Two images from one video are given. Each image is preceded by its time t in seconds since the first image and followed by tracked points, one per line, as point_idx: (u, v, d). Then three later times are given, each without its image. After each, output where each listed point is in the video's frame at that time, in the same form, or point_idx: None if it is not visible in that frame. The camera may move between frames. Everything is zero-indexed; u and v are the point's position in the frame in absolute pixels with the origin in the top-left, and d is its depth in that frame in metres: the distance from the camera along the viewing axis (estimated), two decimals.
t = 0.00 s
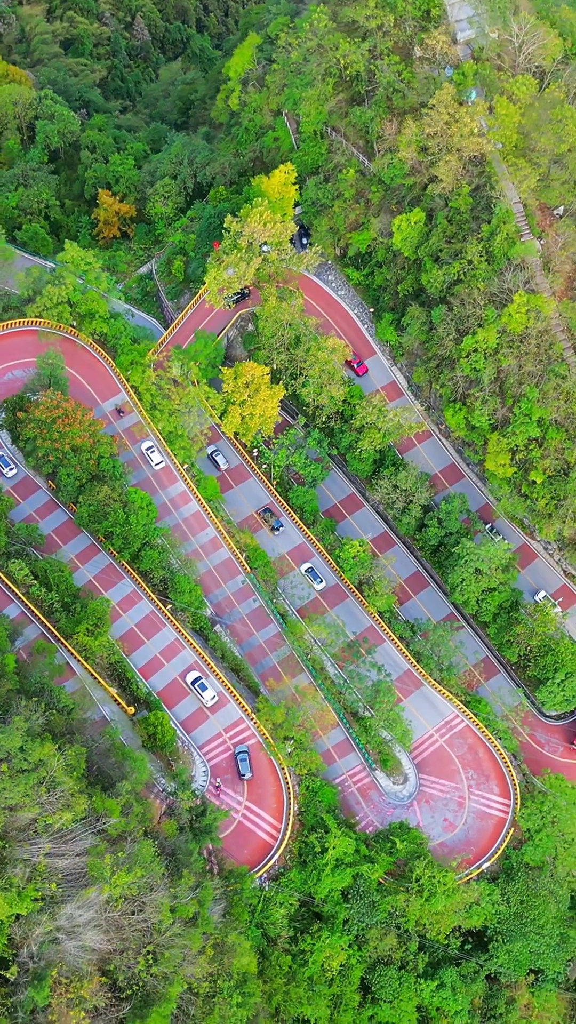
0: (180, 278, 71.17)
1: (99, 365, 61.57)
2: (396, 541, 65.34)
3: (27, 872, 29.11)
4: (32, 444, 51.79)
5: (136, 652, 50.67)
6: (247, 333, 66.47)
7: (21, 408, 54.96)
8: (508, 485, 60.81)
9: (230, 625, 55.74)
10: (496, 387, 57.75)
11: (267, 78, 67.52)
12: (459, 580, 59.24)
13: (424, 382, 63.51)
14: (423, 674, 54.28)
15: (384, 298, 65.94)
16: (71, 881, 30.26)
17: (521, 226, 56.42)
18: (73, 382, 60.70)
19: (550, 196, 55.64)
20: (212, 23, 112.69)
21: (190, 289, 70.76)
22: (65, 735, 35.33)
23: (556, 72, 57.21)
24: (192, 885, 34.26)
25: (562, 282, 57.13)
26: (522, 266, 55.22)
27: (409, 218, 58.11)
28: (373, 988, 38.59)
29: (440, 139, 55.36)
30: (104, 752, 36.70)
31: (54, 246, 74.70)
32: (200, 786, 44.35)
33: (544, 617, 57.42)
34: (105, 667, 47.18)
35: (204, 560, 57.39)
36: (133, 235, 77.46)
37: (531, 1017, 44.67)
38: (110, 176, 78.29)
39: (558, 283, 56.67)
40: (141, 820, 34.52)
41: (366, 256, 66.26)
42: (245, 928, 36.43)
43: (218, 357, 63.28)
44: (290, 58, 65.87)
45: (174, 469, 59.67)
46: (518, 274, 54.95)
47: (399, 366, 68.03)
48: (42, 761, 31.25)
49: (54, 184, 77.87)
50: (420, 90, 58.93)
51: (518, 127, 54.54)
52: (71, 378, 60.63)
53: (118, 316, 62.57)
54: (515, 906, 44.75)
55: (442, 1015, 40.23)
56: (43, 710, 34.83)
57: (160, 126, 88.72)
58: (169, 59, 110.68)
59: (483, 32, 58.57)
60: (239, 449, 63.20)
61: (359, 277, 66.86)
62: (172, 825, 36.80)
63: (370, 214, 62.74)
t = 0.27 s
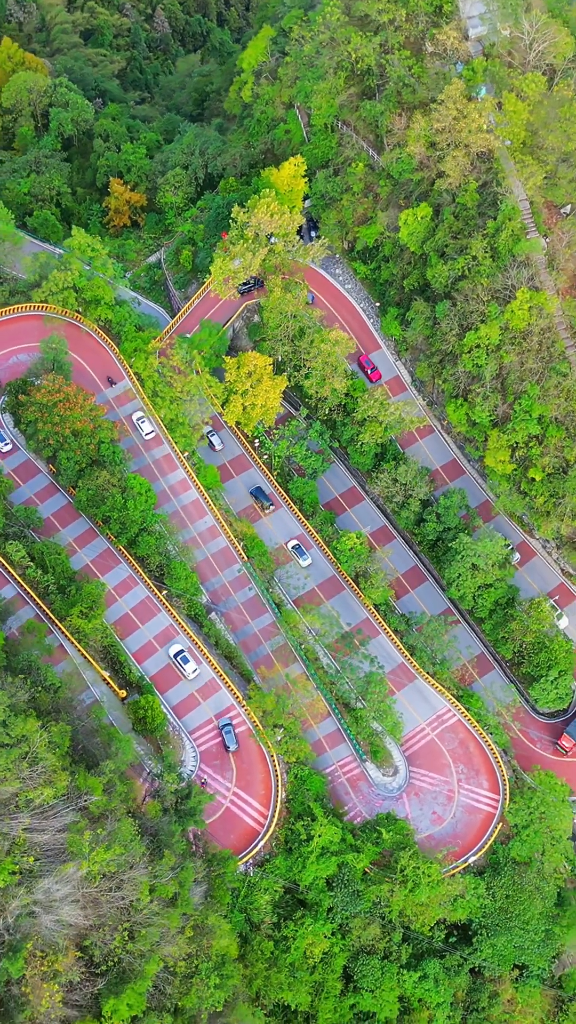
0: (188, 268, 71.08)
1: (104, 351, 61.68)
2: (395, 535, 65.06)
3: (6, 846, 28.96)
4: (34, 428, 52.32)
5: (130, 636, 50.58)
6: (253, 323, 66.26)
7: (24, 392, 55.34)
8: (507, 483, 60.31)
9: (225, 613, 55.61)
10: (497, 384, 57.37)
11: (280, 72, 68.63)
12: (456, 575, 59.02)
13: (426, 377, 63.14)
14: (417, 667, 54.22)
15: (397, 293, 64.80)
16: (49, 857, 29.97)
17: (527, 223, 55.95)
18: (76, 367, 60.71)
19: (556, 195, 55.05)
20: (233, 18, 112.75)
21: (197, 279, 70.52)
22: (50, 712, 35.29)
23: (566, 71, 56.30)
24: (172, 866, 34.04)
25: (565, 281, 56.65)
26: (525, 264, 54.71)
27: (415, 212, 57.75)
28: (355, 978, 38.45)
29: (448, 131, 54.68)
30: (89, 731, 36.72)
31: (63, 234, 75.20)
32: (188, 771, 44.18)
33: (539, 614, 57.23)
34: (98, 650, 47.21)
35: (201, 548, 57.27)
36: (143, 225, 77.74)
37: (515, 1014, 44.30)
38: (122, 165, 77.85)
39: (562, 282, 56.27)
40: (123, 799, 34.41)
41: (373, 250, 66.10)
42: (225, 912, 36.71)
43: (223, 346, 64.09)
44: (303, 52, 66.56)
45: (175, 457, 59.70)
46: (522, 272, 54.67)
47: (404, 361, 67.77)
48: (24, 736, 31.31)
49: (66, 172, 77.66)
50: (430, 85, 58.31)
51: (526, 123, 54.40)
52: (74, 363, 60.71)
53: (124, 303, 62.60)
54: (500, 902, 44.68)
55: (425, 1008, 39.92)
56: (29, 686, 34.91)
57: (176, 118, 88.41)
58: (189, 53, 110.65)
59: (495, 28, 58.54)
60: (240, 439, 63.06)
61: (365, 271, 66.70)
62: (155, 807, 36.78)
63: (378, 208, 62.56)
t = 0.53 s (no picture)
0: (197, 258, 70.88)
1: (109, 336, 61.50)
2: (394, 528, 64.80)
3: None
4: (35, 410, 51.84)
5: (125, 620, 50.57)
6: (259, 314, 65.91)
7: (27, 374, 54.94)
8: (507, 479, 60.10)
9: (221, 600, 55.54)
10: (499, 380, 56.99)
11: (293, 63, 68.60)
12: (452, 569, 58.81)
13: (430, 372, 63.22)
14: (411, 659, 54.06)
15: (397, 287, 65.27)
16: (29, 829, 29.84)
17: (533, 219, 55.15)
18: (80, 350, 60.42)
19: (563, 192, 54.53)
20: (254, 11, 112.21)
21: (206, 269, 70.15)
22: (37, 688, 35.25)
23: None
24: (155, 845, 34.03)
25: (569, 278, 55.73)
26: (530, 260, 54.06)
27: (422, 207, 57.64)
28: (338, 965, 38.47)
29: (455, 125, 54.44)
30: (76, 709, 36.54)
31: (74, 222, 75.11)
32: (177, 755, 44.16)
33: (534, 611, 56.92)
34: (92, 631, 47.23)
35: (199, 535, 57.20)
36: (154, 213, 77.86)
37: (498, 1007, 44.29)
38: (134, 154, 77.38)
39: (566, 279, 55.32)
40: (107, 777, 34.35)
41: (381, 244, 65.77)
42: (207, 893, 36.85)
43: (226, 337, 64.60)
44: (316, 43, 66.68)
45: (176, 445, 59.54)
46: (526, 267, 53.86)
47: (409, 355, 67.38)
48: (8, 710, 31.17)
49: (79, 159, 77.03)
50: (440, 79, 57.68)
51: (535, 119, 53.43)
52: (79, 347, 60.62)
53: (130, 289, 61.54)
54: (486, 894, 44.76)
55: (408, 998, 39.92)
56: (16, 662, 34.96)
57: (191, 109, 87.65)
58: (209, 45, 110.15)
59: (506, 25, 56.98)
60: (243, 428, 62.72)
61: (373, 263, 66.17)
62: (140, 786, 36.57)
63: (386, 202, 62.16)
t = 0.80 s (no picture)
0: (207, 246, 70.40)
1: (116, 320, 61.20)
2: (395, 522, 64.51)
3: None
4: (39, 390, 51.86)
5: (122, 602, 50.48)
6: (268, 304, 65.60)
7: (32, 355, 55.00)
8: (508, 475, 59.62)
9: (219, 586, 55.43)
10: (503, 375, 56.58)
11: (309, 55, 68.24)
12: (450, 563, 58.61)
13: (435, 366, 62.60)
14: (406, 651, 53.84)
15: (410, 280, 64.01)
16: (11, 800, 29.64)
17: (542, 216, 54.58)
18: (87, 333, 60.25)
19: (573, 188, 54.09)
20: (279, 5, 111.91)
21: (216, 258, 69.69)
22: (26, 662, 35.25)
23: None
24: (138, 821, 34.05)
25: None
26: (536, 256, 53.78)
27: (432, 200, 57.14)
28: (321, 950, 38.40)
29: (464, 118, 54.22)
30: (65, 684, 36.52)
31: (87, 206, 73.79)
32: (167, 736, 44.21)
33: (530, 606, 56.34)
34: (88, 612, 47.23)
35: (199, 521, 57.00)
36: (167, 201, 77.97)
37: (482, 1000, 44.11)
38: (149, 141, 76.90)
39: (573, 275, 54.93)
40: (92, 751, 34.26)
41: (392, 237, 65.37)
42: (189, 873, 36.98)
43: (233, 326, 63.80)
44: (332, 36, 66.07)
45: (180, 430, 59.03)
46: (532, 263, 53.71)
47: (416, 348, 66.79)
48: None
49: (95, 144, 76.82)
50: (454, 74, 57.63)
51: (546, 116, 53.37)
52: (86, 330, 60.36)
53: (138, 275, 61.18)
54: (472, 886, 44.71)
55: (390, 986, 39.82)
56: (5, 635, 35.04)
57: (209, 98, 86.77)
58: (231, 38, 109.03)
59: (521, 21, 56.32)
60: (247, 415, 62.16)
61: (382, 257, 65.93)
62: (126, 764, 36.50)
63: (396, 195, 61.81)
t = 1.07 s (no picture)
0: (218, 236, 70.43)
1: (123, 305, 60.67)
2: (396, 515, 64.32)
3: None
4: (43, 373, 51.63)
5: (119, 585, 50.62)
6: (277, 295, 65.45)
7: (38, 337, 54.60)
8: (510, 471, 59.27)
9: (217, 572, 55.40)
10: (506, 371, 56.18)
11: (324, 48, 67.74)
12: (449, 556, 58.41)
13: (440, 361, 62.20)
14: (402, 642, 53.69)
15: (414, 273, 64.56)
16: None
17: (550, 212, 54.22)
18: (94, 317, 59.95)
19: None
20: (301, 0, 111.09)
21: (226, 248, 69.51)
22: (17, 637, 35.40)
23: None
24: (123, 798, 34.05)
25: None
26: (541, 252, 52.84)
27: (441, 195, 56.76)
28: (307, 936, 38.28)
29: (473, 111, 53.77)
30: (56, 660, 36.62)
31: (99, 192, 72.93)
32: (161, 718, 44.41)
33: (527, 600, 55.87)
34: (86, 594, 47.36)
35: (200, 507, 56.85)
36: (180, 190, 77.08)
37: (468, 992, 43.96)
38: (164, 130, 75.82)
39: None
40: (80, 728, 34.23)
41: (401, 231, 64.92)
42: (175, 854, 36.92)
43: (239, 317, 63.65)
44: (348, 29, 66.01)
45: (184, 417, 58.77)
46: (539, 260, 52.84)
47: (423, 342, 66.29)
48: None
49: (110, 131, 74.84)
50: (466, 70, 57.57)
51: (557, 114, 53.26)
52: (93, 315, 59.90)
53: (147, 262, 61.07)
54: (460, 878, 44.40)
55: (375, 974, 39.66)
56: None
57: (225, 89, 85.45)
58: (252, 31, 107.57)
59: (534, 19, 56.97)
60: (252, 404, 61.65)
61: (392, 250, 65.55)
62: (115, 741, 36.45)
63: (407, 189, 61.26)
